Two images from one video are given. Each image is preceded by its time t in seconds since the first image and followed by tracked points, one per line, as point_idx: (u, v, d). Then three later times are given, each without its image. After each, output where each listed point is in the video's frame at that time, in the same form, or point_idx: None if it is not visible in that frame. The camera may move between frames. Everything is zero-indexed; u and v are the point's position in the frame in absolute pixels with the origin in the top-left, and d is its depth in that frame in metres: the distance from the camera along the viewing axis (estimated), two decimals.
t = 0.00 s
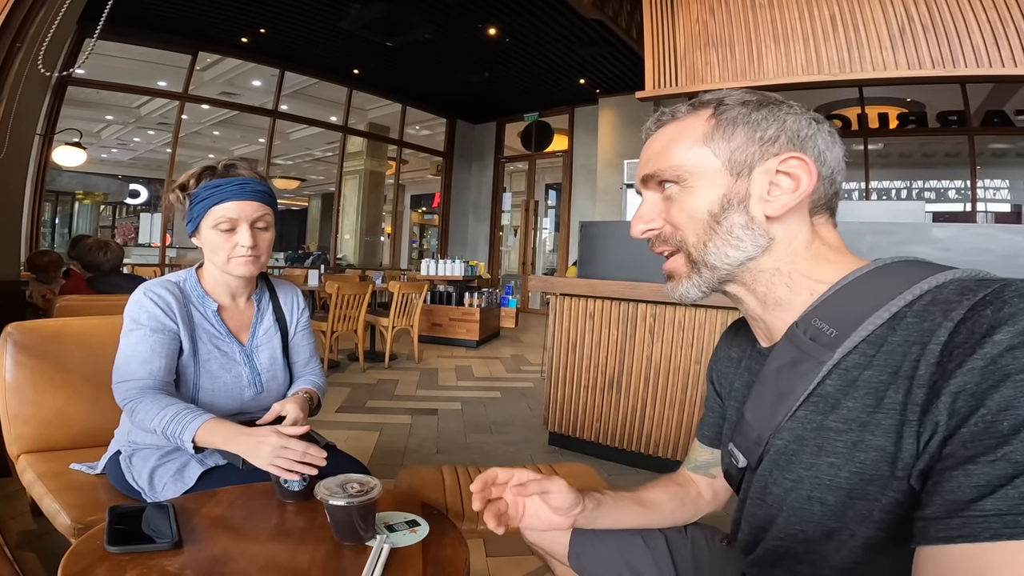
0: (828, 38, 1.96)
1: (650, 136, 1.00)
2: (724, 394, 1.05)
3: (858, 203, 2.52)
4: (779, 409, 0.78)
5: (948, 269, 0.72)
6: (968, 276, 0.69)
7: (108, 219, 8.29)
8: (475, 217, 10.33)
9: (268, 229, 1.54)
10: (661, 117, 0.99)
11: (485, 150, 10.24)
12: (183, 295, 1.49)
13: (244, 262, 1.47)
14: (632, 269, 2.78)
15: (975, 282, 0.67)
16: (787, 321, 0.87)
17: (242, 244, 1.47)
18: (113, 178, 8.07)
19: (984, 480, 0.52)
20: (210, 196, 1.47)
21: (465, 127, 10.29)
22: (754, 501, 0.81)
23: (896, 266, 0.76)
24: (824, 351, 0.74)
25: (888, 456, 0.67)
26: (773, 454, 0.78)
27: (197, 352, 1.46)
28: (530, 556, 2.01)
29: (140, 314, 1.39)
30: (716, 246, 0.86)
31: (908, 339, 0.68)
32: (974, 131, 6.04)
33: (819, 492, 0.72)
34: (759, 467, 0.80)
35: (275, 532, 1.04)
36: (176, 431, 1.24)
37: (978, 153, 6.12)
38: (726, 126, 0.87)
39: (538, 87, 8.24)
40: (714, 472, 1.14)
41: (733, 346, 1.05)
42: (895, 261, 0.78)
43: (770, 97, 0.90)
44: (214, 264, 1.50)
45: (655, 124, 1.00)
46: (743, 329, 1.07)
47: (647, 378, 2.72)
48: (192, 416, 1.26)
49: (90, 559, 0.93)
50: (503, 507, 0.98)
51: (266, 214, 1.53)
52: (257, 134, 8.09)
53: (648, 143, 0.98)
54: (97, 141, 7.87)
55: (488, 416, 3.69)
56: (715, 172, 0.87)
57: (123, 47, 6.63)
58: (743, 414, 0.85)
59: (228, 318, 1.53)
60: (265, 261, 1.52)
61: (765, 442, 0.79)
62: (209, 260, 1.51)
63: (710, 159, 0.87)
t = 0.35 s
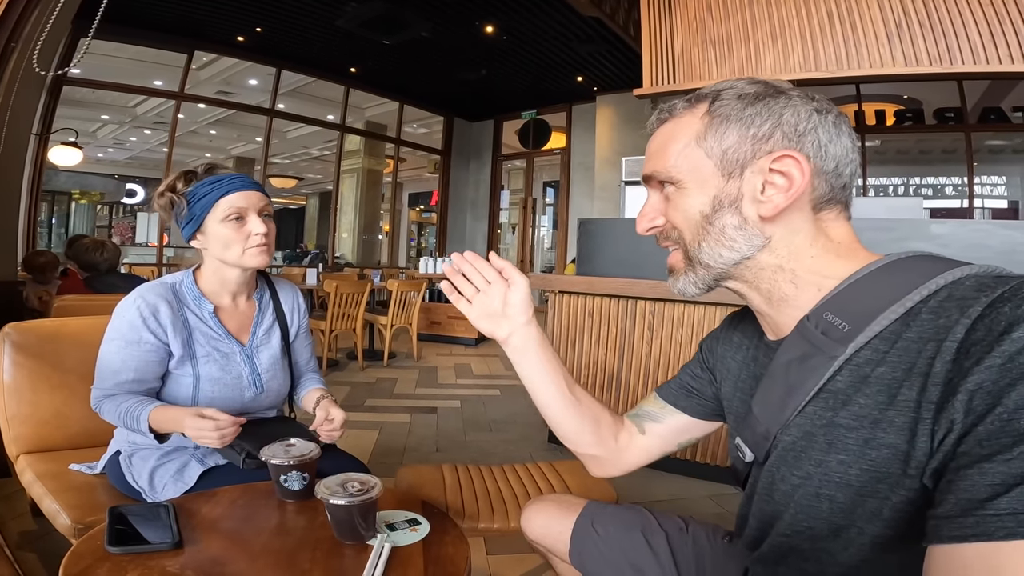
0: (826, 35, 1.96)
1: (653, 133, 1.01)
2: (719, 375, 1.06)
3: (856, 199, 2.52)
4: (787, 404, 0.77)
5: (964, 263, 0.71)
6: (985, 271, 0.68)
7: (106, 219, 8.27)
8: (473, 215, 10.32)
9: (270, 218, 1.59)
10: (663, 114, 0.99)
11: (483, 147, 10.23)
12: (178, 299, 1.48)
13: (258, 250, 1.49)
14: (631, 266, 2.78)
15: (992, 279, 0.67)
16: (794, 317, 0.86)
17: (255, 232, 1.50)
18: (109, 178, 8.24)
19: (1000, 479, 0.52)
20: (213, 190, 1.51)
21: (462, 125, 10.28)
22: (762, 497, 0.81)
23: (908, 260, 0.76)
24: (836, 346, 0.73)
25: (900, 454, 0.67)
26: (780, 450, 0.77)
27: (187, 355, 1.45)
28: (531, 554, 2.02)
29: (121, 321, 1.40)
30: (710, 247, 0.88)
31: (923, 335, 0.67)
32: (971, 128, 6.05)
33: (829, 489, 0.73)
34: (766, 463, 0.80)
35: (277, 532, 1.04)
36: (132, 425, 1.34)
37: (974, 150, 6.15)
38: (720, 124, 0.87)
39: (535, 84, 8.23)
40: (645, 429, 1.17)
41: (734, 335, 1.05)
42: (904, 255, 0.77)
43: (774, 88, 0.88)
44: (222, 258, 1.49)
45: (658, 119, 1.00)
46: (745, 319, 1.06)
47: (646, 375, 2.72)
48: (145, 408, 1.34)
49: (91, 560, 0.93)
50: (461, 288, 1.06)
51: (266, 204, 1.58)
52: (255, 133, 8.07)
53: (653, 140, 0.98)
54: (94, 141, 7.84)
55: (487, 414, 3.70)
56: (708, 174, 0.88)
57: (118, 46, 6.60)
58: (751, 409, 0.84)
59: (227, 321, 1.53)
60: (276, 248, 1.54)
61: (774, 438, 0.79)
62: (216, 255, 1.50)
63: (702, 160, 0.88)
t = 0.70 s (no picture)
0: (824, 31, 1.96)
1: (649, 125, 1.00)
2: (719, 377, 1.05)
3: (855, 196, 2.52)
4: (783, 405, 0.78)
5: (958, 261, 0.71)
6: (980, 268, 0.68)
7: (104, 218, 8.25)
8: (472, 213, 10.32)
9: (258, 217, 1.58)
10: (660, 105, 0.98)
11: (482, 145, 10.21)
12: (167, 295, 1.48)
13: (249, 250, 1.49)
14: (630, 263, 2.79)
15: (987, 276, 0.67)
16: (788, 316, 0.86)
17: (244, 231, 1.49)
18: (107, 177, 8.22)
19: (997, 481, 0.51)
20: (197, 191, 1.50)
21: (461, 123, 10.26)
22: (758, 497, 0.82)
23: (901, 257, 0.76)
24: (831, 344, 0.74)
25: (897, 454, 0.67)
26: (778, 450, 0.78)
27: (178, 350, 1.44)
28: (532, 551, 2.03)
29: (113, 320, 1.39)
30: (704, 243, 0.88)
31: (918, 335, 0.67)
32: (970, 124, 6.05)
33: (826, 490, 0.72)
34: (764, 463, 0.81)
35: (276, 531, 1.05)
36: (150, 428, 1.35)
37: (973, 146, 6.15)
38: (720, 119, 0.87)
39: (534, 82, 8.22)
40: (653, 435, 1.16)
41: (729, 335, 1.05)
42: (898, 252, 0.77)
43: (775, 83, 0.87)
44: (211, 258, 1.49)
45: (653, 112, 0.99)
46: (742, 317, 1.06)
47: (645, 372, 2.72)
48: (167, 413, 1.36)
49: (90, 560, 0.93)
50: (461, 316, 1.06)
51: (254, 202, 1.58)
52: (253, 131, 8.04)
53: (647, 134, 0.98)
54: (91, 140, 7.82)
55: (487, 411, 3.71)
56: (705, 169, 0.87)
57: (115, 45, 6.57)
58: (748, 408, 0.85)
59: (219, 316, 1.52)
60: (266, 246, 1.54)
61: (771, 437, 0.79)
62: (206, 255, 1.49)
63: (701, 155, 0.88)
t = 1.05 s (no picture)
0: (821, 28, 1.95)
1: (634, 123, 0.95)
2: (704, 384, 1.05)
3: (852, 192, 2.53)
4: (759, 410, 0.78)
5: (913, 260, 0.73)
6: (933, 267, 0.70)
7: (102, 217, 8.22)
8: (471, 210, 10.31)
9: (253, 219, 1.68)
10: (645, 105, 0.94)
11: (480, 142, 10.20)
12: (150, 295, 1.47)
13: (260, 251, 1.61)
14: (627, 260, 2.79)
15: (938, 275, 0.68)
16: (762, 317, 0.88)
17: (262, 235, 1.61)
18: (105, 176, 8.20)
19: (958, 476, 0.52)
20: (230, 191, 1.52)
21: (458, 120, 10.24)
22: (743, 503, 0.81)
23: (861, 260, 0.77)
24: (797, 349, 0.74)
25: (865, 453, 0.67)
26: (756, 454, 0.78)
27: (176, 346, 1.46)
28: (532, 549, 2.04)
29: (112, 324, 1.38)
30: (704, 244, 0.85)
31: (875, 336, 0.68)
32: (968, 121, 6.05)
33: (804, 492, 0.72)
34: (745, 468, 0.80)
35: (271, 529, 1.05)
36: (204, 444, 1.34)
37: (971, 143, 6.15)
38: (723, 123, 0.85)
39: (531, 79, 8.19)
40: (684, 468, 1.12)
41: (705, 345, 1.05)
42: (860, 254, 0.79)
43: (758, 91, 0.89)
44: (225, 254, 1.52)
45: (637, 112, 0.95)
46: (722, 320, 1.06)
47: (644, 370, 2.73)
48: (227, 426, 1.37)
49: (86, 559, 0.93)
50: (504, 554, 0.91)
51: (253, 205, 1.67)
52: (250, 129, 8.01)
53: (635, 133, 0.93)
54: (88, 139, 7.78)
55: (486, 408, 3.71)
56: (710, 169, 0.85)
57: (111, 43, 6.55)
58: (727, 414, 0.85)
59: (201, 310, 1.53)
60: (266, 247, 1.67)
61: (750, 443, 0.79)
62: (220, 252, 1.52)
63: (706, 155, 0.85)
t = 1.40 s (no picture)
0: (820, 25, 1.95)
1: (633, 123, 0.89)
2: (687, 384, 1.04)
3: (852, 189, 2.53)
4: (736, 413, 0.77)
5: (874, 262, 0.73)
6: (889, 268, 0.70)
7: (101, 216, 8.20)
8: (470, 208, 10.31)
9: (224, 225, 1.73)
10: (640, 105, 0.90)
11: (479, 140, 10.19)
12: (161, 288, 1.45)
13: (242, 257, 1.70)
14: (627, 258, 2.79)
15: (892, 275, 0.69)
16: (737, 317, 0.87)
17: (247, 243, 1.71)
18: (103, 175, 8.18)
19: (914, 472, 0.52)
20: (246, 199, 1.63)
21: (457, 117, 10.23)
22: (727, 504, 0.80)
23: (826, 263, 0.78)
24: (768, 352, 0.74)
25: (832, 451, 0.66)
26: (736, 456, 0.77)
27: (191, 339, 1.46)
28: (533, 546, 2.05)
29: (144, 313, 1.35)
30: (732, 244, 0.83)
31: (836, 337, 0.68)
32: (966, 118, 6.05)
33: (781, 492, 0.71)
34: (728, 470, 0.80)
35: (272, 528, 1.05)
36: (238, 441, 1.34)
37: (970, 140, 6.15)
38: (720, 129, 0.87)
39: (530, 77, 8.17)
40: (671, 465, 1.13)
41: (688, 350, 1.04)
42: (824, 257, 0.80)
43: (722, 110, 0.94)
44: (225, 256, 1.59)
45: (633, 109, 0.90)
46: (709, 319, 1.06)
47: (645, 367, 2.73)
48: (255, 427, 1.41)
49: (88, 558, 0.94)
50: None
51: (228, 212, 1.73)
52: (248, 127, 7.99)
53: (639, 130, 0.88)
54: (86, 138, 7.76)
55: (486, 406, 3.72)
56: (727, 171, 0.85)
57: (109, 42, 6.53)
58: (708, 419, 0.85)
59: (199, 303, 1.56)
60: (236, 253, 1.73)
61: (731, 446, 0.79)
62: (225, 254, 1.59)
63: (721, 157, 0.85)
